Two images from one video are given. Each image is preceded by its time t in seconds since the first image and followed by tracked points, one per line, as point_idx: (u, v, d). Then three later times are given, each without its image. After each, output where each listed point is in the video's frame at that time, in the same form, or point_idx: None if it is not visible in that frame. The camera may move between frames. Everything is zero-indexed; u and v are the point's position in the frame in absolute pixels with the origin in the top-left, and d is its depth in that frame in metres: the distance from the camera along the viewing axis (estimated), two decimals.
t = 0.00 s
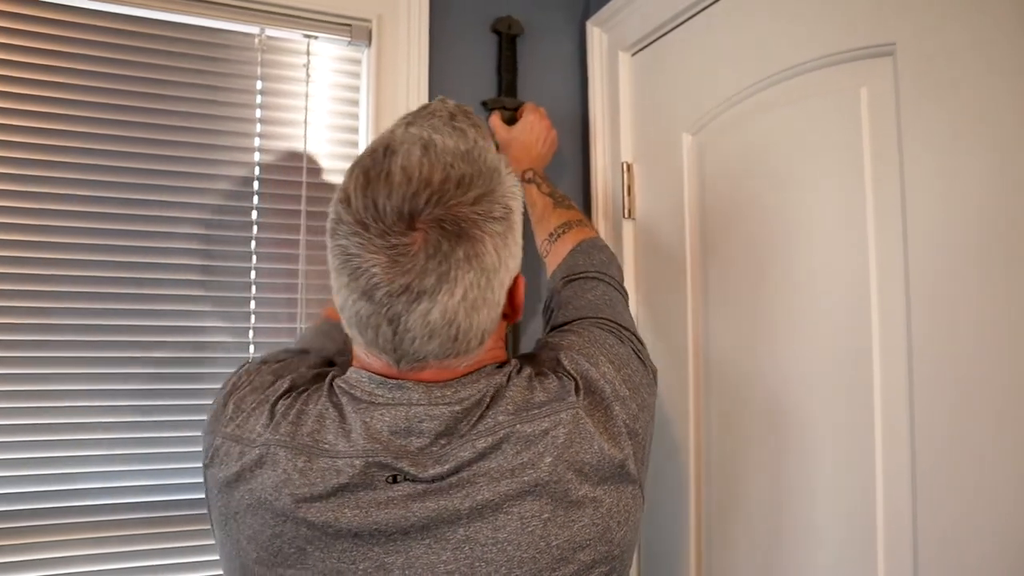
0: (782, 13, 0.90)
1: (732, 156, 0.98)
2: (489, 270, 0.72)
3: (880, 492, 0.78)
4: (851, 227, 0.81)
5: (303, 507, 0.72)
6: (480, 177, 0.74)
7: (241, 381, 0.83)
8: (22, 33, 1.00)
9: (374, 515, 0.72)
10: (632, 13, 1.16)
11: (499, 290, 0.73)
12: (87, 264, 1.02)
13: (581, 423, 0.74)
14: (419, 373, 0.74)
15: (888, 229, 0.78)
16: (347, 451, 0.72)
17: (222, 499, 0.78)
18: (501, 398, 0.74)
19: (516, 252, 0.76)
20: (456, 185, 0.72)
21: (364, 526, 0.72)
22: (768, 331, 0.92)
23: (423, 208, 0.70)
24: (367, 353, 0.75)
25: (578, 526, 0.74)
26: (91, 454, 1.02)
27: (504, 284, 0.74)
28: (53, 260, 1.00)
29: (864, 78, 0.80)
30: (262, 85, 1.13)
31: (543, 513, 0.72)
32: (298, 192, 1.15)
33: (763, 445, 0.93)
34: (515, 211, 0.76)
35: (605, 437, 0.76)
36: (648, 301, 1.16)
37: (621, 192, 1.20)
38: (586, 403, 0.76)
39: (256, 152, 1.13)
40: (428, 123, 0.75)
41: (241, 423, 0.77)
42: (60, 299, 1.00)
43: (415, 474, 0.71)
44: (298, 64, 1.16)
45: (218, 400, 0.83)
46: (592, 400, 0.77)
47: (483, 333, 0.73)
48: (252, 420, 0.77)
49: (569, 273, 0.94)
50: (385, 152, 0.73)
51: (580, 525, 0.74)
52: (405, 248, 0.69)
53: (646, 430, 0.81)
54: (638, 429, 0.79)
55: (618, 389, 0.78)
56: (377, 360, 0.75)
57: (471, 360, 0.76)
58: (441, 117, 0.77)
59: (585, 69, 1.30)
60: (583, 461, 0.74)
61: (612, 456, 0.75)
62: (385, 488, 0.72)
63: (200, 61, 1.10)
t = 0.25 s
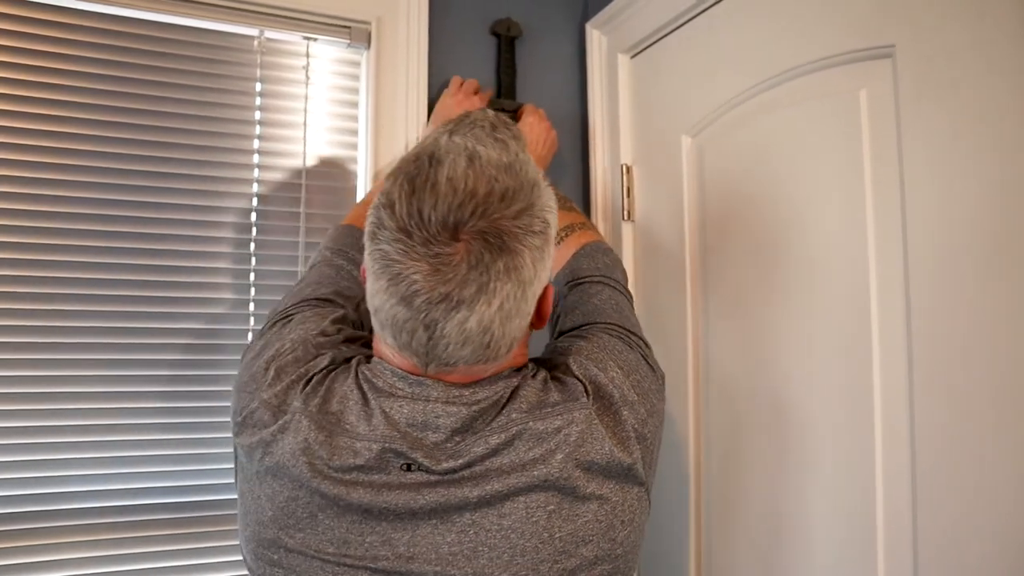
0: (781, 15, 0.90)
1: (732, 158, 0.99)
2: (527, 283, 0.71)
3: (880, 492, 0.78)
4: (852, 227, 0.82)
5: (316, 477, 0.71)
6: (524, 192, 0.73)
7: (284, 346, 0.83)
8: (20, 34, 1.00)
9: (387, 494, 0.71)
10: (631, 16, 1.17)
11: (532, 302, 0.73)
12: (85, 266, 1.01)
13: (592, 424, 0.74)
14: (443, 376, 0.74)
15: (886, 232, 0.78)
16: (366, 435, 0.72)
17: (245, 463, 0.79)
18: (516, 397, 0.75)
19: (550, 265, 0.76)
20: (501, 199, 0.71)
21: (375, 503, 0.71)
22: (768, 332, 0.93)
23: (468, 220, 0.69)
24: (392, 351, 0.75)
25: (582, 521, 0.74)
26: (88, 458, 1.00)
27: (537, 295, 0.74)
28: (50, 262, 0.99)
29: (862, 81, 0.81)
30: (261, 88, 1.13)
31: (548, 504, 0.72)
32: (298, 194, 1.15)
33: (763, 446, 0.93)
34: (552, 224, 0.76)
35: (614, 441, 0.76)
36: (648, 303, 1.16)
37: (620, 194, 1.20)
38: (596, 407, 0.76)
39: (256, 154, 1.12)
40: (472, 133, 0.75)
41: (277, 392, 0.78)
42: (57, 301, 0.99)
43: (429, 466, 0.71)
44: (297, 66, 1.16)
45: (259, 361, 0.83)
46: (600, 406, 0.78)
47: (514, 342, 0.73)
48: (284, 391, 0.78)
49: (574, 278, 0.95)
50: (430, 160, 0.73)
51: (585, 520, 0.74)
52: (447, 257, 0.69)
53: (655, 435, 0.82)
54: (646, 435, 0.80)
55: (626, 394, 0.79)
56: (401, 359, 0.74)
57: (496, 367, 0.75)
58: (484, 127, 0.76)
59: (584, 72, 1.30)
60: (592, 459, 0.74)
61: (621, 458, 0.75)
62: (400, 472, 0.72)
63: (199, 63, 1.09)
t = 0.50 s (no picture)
0: (780, 16, 0.91)
1: (732, 159, 0.99)
2: (548, 290, 0.72)
3: (880, 492, 0.78)
4: (852, 228, 0.82)
5: (330, 472, 0.71)
6: (550, 199, 0.73)
7: (301, 343, 0.81)
8: (21, 37, 1.00)
9: (400, 491, 0.71)
10: (630, 17, 1.17)
11: (551, 306, 0.74)
12: (85, 268, 1.01)
13: (602, 423, 0.75)
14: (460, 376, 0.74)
15: (886, 233, 0.78)
16: (381, 432, 0.72)
17: (257, 457, 0.78)
18: (527, 397, 0.75)
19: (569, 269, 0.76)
20: (529, 207, 0.71)
21: (388, 499, 0.71)
22: (768, 332, 0.93)
23: (496, 228, 0.69)
24: (410, 351, 0.75)
25: (591, 517, 0.74)
26: (87, 459, 1.00)
27: (555, 299, 0.75)
28: (50, 264, 0.99)
29: (861, 82, 0.81)
30: (260, 89, 1.13)
31: (558, 499, 0.72)
32: (298, 195, 1.15)
33: (763, 446, 0.93)
34: (574, 230, 0.76)
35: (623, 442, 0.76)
36: (648, 304, 1.16)
37: (620, 196, 1.20)
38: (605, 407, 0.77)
39: (255, 155, 1.12)
40: (500, 140, 0.73)
41: (294, 388, 0.77)
42: (57, 303, 0.99)
43: (442, 463, 0.71)
44: (296, 68, 1.16)
45: (274, 356, 0.82)
46: (608, 408, 0.79)
47: (532, 345, 0.74)
48: (299, 388, 0.77)
49: (579, 280, 0.96)
50: (458, 166, 0.71)
51: (594, 516, 0.74)
52: (473, 264, 0.68)
53: (662, 437, 0.82)
54: (653, 437, 0.80)
55: (634, 396, 0.79)
56: (418, 358, 0.75)
57: (512, 370, 0.76)
58: (510, 135, 0.75)
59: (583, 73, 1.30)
60: (601, 457, 0.74)
61: (629, 458, 0.76)
62: (413, 470, 0.72)
63: (199, 64, 1.09)
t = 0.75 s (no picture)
0: (780, 17, 0.91)
1: (732, 159, 0.99)
2: (554, 293, 0.72)
3: (880, 491, 0.78)
4: (853, 228, 0.82)
5: (334, 471, 0.71)
6: (558, 202, 0.73)
7: (308, 343, 0.81)
8: (20, 36, 0.99)
9: (403, 491, 0.71)
10: (630, 18, 1.17)
11: (557, 309, 0.74)
12: (85, 268, 1.01)
13: (606, 424, 0.75)
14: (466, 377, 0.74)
15: (886, 233, 0.78)
16: (386, 432, 0.72)
17: (261, 456, 0.78)
18: (532, 398, 0.75)
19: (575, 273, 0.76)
20: (537, 210, 0.71)
21: (391, 499, 0.71)
22: (768, 332, 0.93)
23: (505, 231, 0.69)
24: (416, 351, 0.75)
25: (593, 516, 0.74)
26: (87, 460, 1.00)
27: (561, 302, 0.75)
28: (50, 264, 0.99)
29: (862, 81, 0.81)
30: (259, 89, 1.13)
31: (562, 498, 0.72)
32: (298, 196, 1.14)
33: (764, 446, 0.93)
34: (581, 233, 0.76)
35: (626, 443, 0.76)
36: (648, 304, 1.16)
37: (620, 196, 1.20)
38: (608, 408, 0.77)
39: (255, 156, 1.12)
40: (509, 142, 0.73)
41: (298, 388, 0.77)
42: (57, 303, 0.99)
43: (446, 463, 0.71)
44: (296, 68, 1.16)
45: (278, 354, 0.82)
46: (611, 409, 0.79)
47: (538, 347, 0.74)
48: (305, 387, 0.77)
49: (580, 281, 0.96)
50: (467, 168, 0.71)
51: (596, 516, 0.74)
52: (481, 266, 0.68)
53: (664, 438, 0.82)
54: (655, 438, 0.80)
55: (636, 397, 0.80)
56: (424, 359, 0.75)
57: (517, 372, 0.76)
58: (518, 137, 0.75)
59: (583, 74, 1.30)
60: (604, 458, 0.74)
61: (632, 459, 0.76)
62: (417, 470, 0.72)
63: (198, 64, 1.09)
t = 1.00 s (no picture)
0: (780, 19, 0.91)
1: (732, 161, 0.99)
2: (550, 293, 0.72)
3: (880, 493, 0.78)
4: (853, 229, 0.82)
5: (330, 472, 0.71)
6: (553, 203, 0.73)
7: (306, 345, 0.81)
8: (21, 39, 1.00)
9: (399, 493, 0.71)
10: (630, 19, 1.17)
11: (554, 310, 0.74)
12: (85, 270, 1.01)
13: (603, 427, 0.74)
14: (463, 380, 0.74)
15: (887, 234, 0.78)
16: (382, 434, 0.72)
17: (260, 457, 0.78)
18: (529, 401, 0.75)
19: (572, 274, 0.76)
20: (532, 210, 0.71)
21: (387, 501, 0.71)
22: (768, 334, 0.93)
23: (499, 231, 0.69)
24: (413, 353, 0.75)
25: (591, 519, 0.73)
26: (87, 462, 1.00)
27: (558, 303, 0.74)
28: (50, 266, 0.99)
29: (862, 84, 0.81)
30: (259, 92, 1.13)
31: (559, 501, 0.72)
32: (298, 198, 1.15)
33: (764, 447, 0.93)
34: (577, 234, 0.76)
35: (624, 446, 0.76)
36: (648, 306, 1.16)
37: (619, 198, 1.20)
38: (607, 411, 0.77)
39: (255, 158, 1.12)
40: (503, 143, 0.73)
41: (295, 390, 0.77)
42: (57, 305, 0.99)
43: (443, 465, 0.71)
44: (295, 70, 1.16)
45: (277, 356, 0.82)
46: (609, 412, 0.79)
47: (535, 349, 0.74)
48: (302, 389, 0.77)
49: (580, 283, 0.96)
50: (461, 169, 0.71)
51: (594, 519, 0.73)
52: (477, 266, 0.68)
53: (663, 442, 0.82)
54: (654, 441, 0.80)
55: (635, 400, 0.79)
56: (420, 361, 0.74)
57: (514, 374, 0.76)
58: (513, 138, 0.75)
59: (582, 76, 1.30)
60: (602, 461, 0.74)
61: (630, 462, 0.76)
62: (414, 472, 0.72)
63: (198, 67, 1.09)
